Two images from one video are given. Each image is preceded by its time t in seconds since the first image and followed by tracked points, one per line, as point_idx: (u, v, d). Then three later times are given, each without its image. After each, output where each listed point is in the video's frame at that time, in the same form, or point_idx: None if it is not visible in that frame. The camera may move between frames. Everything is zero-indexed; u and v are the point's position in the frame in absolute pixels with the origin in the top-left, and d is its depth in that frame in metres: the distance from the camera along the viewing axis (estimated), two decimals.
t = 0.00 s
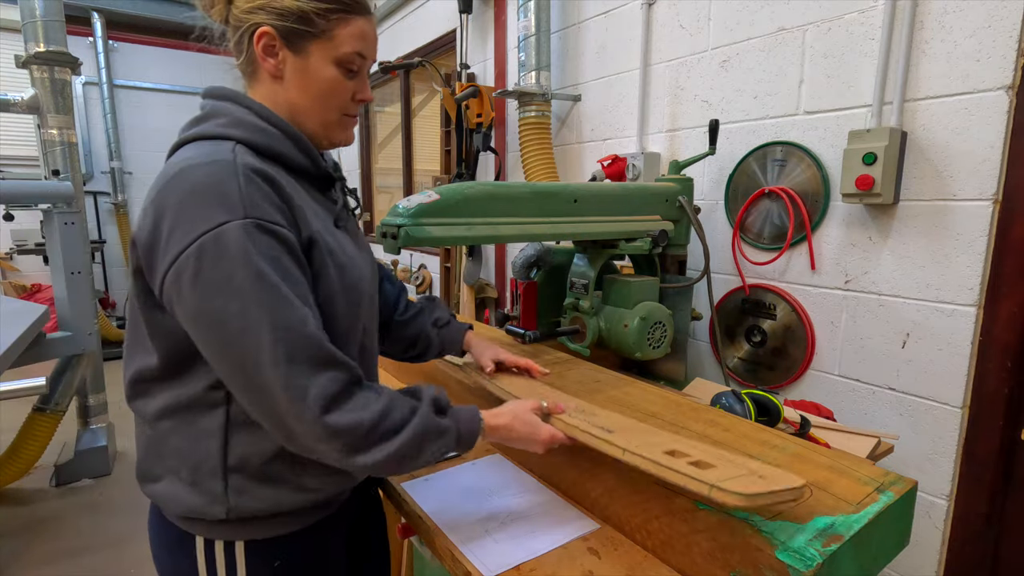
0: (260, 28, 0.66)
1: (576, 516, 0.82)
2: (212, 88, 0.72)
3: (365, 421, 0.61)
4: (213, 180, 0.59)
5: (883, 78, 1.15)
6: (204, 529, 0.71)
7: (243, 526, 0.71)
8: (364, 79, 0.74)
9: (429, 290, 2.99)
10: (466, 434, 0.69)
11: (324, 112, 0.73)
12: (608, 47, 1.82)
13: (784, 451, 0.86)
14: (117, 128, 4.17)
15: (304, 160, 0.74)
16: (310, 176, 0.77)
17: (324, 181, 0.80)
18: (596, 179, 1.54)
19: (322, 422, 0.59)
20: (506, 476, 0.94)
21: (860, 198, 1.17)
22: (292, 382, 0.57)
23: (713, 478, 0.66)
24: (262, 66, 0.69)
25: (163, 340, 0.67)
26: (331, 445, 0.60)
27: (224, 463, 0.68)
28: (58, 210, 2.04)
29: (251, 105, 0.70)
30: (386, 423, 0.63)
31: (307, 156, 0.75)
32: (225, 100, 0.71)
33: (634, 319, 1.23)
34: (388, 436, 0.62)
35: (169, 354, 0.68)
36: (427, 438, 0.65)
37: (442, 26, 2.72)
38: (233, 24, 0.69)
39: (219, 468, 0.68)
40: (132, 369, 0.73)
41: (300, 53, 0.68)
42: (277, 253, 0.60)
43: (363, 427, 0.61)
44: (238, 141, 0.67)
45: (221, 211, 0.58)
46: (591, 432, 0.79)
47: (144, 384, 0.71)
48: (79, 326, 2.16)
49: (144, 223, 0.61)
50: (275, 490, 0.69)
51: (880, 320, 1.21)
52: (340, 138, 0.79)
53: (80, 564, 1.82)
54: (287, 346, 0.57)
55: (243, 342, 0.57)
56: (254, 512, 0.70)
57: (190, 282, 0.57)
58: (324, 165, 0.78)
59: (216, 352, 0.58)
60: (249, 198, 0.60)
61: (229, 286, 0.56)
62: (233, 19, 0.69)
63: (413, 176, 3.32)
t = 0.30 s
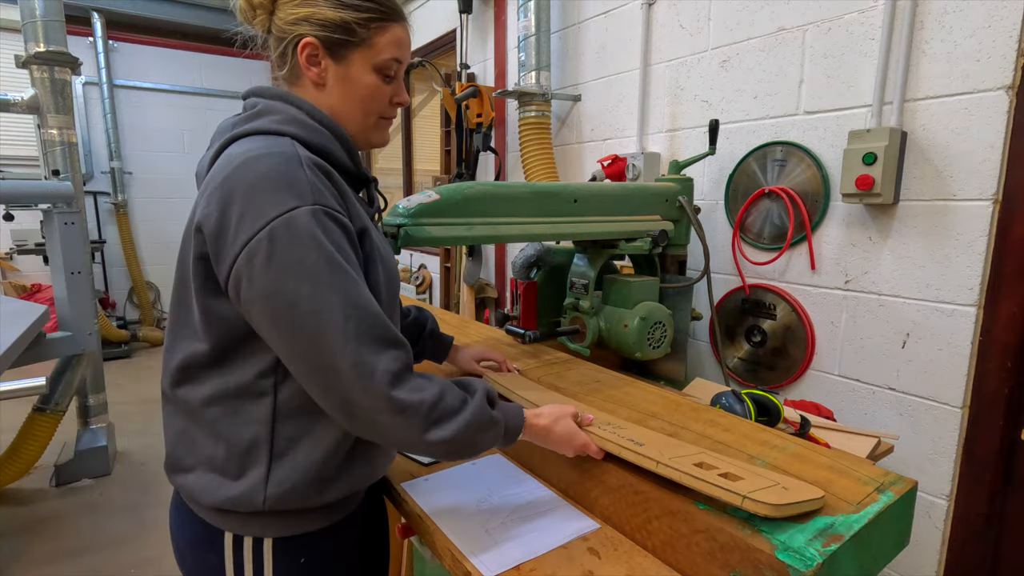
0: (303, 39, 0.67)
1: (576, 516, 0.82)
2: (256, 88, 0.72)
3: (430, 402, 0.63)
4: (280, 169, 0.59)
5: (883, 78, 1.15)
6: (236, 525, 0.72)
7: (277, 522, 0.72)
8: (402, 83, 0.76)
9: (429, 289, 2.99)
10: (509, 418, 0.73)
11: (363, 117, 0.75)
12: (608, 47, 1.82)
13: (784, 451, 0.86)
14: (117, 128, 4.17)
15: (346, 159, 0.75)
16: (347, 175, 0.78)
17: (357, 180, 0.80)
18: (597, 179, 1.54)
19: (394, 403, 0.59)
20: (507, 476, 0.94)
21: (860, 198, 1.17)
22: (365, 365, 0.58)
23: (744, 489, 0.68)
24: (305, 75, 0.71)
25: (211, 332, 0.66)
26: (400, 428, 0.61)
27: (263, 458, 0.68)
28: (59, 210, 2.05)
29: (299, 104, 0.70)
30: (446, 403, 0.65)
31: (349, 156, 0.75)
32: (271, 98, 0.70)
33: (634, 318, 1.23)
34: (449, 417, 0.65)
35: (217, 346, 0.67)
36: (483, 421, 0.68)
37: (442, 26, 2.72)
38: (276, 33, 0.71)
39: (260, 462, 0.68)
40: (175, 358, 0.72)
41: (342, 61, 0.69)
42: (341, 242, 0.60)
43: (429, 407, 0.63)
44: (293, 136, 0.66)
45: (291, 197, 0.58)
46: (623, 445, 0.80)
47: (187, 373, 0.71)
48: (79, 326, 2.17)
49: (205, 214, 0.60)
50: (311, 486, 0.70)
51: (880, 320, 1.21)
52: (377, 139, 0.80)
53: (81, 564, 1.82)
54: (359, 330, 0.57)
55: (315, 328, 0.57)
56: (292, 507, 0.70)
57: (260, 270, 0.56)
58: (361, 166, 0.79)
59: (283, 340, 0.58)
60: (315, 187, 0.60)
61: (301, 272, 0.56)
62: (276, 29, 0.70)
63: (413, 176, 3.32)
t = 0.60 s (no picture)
0: (329, 46, 0.67)
1: (576, 516, 0.82)
2: (259, 89, 0.72)
3: (440, 396, 0.63)
4: (293, 169, 0.60)
5: (883, 78, 1.15)
6: (246, 526, 0.72)
7: (287, 522, 0.71)
8: (408, 98, 0.79)
9: (429, 289, 2.99)
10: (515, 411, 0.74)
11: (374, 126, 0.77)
12: (608, 47, 1.82)
13: (784, 451, 0.86)
14: (117, 128, 4.17)
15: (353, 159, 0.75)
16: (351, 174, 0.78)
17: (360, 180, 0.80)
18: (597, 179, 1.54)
19: (407, 399, 0.59)
20: (507, 476, 0.94)
21: (859, 198, 1.17)
22: (380, 363, 0.58)
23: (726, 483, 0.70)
24: (323, 78, 0.71)
25: (222, 333, 0.66)
26: (413, 424, 0.61)
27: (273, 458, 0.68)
28: (59, 210, 2.05)
29: (306, 105, 0.70)
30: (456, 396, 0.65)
31: (355, 155, 0.76)
32: (276, 99, 0.70)
33: (634, 318, 1.23)
34: (459, 409, 0.65)
35: (227, 346, 0.67)
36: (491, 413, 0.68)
37: (442, 26, 2.72)
38: (296, 32, 0.70)
39: (271, 463, 0.68)
40: (186, 360, 0.72)
41: (364, 72, 0.71)
42: (353, 241, 0.61)
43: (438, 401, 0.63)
44: (302, 136, 0.66)
45: (306, 197, 0.58)
46: (613, 442, 0.82)
47: (198, 374, 0.71)
48: (79, 326, 2.17)
49: (217, 215, 0.60)
50: (321, 485, 0.70)
51: (880, 319, 1.21)
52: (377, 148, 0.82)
53: (81, 564, 1.82)
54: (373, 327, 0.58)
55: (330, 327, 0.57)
56: (302, 508, 0.70)
57: (275, 271, 0.56)
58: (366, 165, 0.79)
59: (296, 339, 0.58)
60: (326, 187, 0.61)
61: (317, 271, 0.56)
62: (297, 28, 0.70)
63: (413, 176, 3.32)
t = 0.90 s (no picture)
0: (302, 40, 0.67)
1: (576, 516, 0.82)
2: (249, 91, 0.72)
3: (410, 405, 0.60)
4: (281, 165, 0.60)
5: (883, 78, 1.15)
6: (245, 527, 0.72)
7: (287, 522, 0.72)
8: (399, 92, 0.76)
9: (429, 289, 2.99)
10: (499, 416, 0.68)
11: (358, 121, 0.75)
12: (608, 47, 1.82)
13: (784, 451, 0.86)
14: (117, 128, 4.17)
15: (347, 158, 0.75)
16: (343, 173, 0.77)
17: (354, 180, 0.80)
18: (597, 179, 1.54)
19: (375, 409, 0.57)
20: (507, 476, 0.94)
21: (860, 198, 1.17)
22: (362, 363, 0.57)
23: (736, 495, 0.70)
24: (302, 75, 0.71)
25: (214, 334, 0.66)
26: (377, 436, 0.59)
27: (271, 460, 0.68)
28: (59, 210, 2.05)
29: (297, 103, 0.70)
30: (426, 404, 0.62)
31: (349, 155, 0.76)
32: (267, 98, 0.70)
33: (634, 318, 1.23)
34: (426, 419, 0.61)
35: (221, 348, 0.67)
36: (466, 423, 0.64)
37: (442, 26, 2.72)
38: (278, 31, 0.71)
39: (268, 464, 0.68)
40: (179, 361, 0.72)
41: (339, 65, 0.70)
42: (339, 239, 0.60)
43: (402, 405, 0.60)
44: (294, 134, 0.66)
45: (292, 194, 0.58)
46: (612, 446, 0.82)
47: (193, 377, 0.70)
48: (79, 326, 2.17)
49: (203, 212, 0.60)
50: (318, 487, 0.70)
51: (880, 320, 1.21)
52: (369, 144, 0.81)
53: (81, 564, 1.82)
54: (354, 326, 0.57)
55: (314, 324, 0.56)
56: (299, 507, 0.71)
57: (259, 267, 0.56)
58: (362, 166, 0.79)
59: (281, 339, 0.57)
60: (313, 184, 0.60)
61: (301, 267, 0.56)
62: (278, 28, 0.70)
63: (413, 176, 3.31)
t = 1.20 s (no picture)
0: (285, 35, 0.67)
1: (576, 516, 0.82)
2: (246, 88, 0.73)
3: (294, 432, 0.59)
4: (235, 171, 0.60)
5: (883, 78, 1.15)
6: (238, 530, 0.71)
7: (286, 521, 0.72)
8: (389, 89, 0.74)
9: (429, 289, 2.99)
10: (401, 446, 0.67)
11: (345, 119, 0.74)
12: (608, 47, 1.82)
13: (784, 451, 0.86)
14: (117, 128, 4.17)
15: (333, 159, 0.75)
16: (336, 175, 0.76)
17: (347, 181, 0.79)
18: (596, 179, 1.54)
19: (246, 436, 0.57)
20: (507, 476, 0.94)
21: (860, 198, 1.17)
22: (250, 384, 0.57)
23: (746, 498, 0.70)
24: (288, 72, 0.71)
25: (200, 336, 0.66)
26: (252, 458, 0.59)
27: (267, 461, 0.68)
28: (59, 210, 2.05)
29: (283, 104, 0.71)
30: (313, 434, 0.61)
31: (336, 156, 0.75)
32: (264, 95, 0.72)
33: (634, 318, 1.23)
34: (309, 449, 0.61)
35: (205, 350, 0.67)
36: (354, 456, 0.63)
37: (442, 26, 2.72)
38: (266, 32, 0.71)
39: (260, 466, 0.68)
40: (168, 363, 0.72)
41: (323, 60, 0.69)
42: (283, 251, 0.59)
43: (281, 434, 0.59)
44: (271, 137, 0.67)
45: (223, 202, 0.58)
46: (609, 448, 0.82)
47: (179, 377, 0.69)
48: (79, 326, 2.17)
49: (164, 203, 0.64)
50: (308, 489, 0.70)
51: (880, 320, 1.21)
52: (362, 145, 0.78)
53: (81, 564, 1.82)
54: (258, 346, 0.56)
55: (222, 336, 0.57)
56: (293, 507, 0.71)
57: (184, 270, 0.57)
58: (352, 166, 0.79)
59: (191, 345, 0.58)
60: (267, 191, 0.60)
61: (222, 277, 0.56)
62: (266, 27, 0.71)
63: (413, 176, 3.31)
